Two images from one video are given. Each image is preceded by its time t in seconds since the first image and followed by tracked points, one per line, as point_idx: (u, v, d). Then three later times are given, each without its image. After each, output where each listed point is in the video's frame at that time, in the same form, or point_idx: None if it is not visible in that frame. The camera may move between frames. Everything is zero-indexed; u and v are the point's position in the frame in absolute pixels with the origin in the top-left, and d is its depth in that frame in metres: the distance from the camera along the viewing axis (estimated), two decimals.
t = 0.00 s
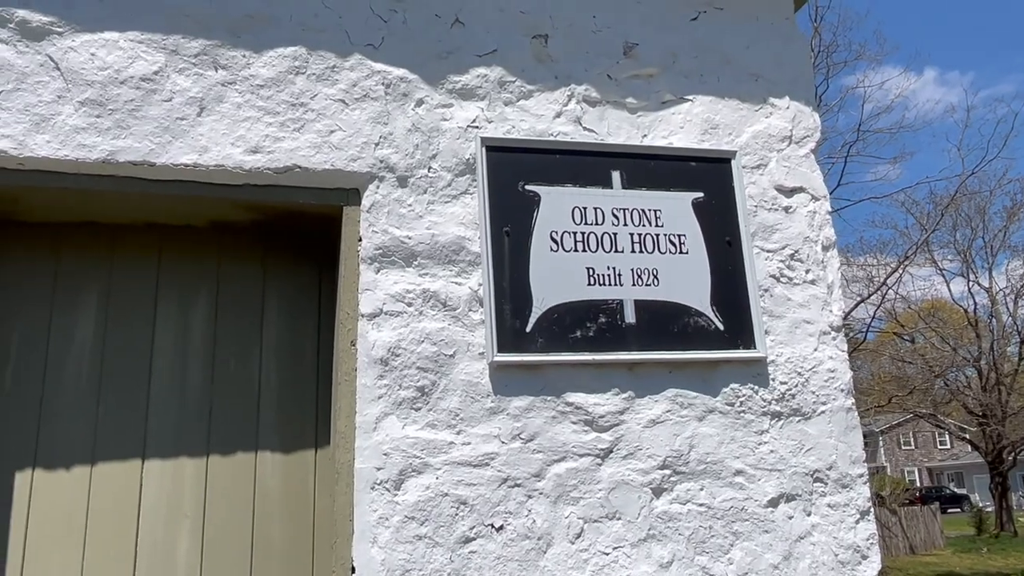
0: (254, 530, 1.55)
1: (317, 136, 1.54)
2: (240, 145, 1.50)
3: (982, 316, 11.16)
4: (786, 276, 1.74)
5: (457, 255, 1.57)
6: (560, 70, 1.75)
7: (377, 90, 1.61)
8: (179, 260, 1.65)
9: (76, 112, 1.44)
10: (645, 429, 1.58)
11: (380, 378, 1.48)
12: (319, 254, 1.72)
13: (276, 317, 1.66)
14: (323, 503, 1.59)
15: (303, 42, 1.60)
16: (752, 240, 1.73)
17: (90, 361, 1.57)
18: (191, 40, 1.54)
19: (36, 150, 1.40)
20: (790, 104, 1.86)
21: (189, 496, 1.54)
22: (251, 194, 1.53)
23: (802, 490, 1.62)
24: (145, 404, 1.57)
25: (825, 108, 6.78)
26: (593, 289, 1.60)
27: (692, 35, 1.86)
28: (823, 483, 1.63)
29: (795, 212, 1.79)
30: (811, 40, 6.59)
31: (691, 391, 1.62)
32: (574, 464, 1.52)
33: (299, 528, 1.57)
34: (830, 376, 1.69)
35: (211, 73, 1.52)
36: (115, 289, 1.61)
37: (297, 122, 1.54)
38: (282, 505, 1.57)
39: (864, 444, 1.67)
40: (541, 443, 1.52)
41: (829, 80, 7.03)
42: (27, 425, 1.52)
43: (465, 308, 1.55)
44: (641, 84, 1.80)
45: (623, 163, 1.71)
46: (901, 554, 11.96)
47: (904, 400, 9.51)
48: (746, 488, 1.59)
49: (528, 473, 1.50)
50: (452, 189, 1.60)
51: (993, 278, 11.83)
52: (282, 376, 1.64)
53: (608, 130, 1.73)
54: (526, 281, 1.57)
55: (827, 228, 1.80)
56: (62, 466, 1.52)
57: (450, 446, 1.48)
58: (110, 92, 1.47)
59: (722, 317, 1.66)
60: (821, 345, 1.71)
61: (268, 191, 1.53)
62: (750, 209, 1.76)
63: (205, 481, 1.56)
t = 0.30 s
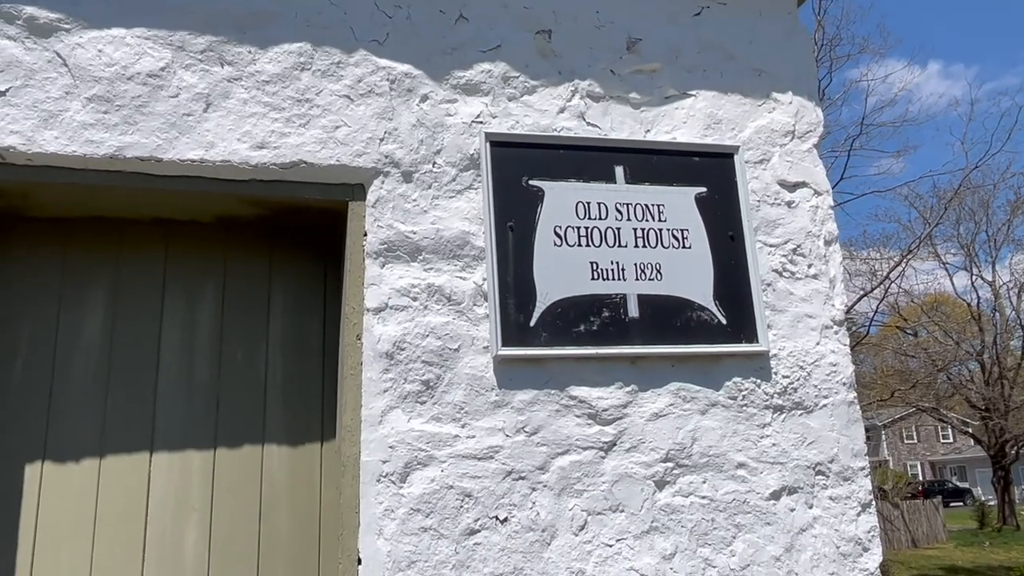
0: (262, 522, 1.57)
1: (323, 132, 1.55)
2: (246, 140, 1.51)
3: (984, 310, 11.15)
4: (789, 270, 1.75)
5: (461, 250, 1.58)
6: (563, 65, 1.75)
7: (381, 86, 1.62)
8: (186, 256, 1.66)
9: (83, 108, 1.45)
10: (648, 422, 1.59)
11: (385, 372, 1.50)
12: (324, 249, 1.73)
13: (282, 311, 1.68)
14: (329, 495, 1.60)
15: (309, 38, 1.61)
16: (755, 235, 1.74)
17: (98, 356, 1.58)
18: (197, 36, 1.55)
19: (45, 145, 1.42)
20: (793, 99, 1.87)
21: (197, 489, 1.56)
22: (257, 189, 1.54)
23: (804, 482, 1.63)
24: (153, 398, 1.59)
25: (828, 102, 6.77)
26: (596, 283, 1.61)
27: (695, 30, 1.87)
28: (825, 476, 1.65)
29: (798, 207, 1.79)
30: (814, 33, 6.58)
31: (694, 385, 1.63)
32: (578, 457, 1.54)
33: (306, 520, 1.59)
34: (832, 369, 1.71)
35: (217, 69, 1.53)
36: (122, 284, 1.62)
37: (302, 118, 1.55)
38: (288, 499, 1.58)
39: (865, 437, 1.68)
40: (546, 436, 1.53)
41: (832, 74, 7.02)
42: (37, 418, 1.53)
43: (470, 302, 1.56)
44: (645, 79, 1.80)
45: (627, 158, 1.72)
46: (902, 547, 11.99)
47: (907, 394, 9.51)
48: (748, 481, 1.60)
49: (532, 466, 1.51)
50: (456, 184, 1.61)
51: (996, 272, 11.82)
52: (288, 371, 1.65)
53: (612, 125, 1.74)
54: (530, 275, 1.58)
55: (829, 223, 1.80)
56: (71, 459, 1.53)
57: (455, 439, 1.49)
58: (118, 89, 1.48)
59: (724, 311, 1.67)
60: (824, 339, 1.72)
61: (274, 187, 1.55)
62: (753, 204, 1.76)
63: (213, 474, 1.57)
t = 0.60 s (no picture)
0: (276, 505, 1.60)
1: (334, 121, 1.57)
2: (259, 129, 1.53)
3: (988, 297, 11.15)
4: (794, 257, 1.76)
5: (471, 238, 1.60)
6: (571, 54, 1.77)
7: (392, 75, 1.63)
8: (199, 244, 1.69)
9: (99, 98, 1.47)
10: (655, 406, 1.61)
11: (397, 357, 1.52)
12: (335, 238, 1.75)
13: (294, 299, 1.70)
14: (342, 479, 1.63)
15: (320, 28, 1.62)
16: (761, 222, 1.76)
17: (114, 344, 1.61)
18: (210, 26, 1.56)
19: (61, 135, 1.44)
20: (799, 87, 1.88)
21: (212, 472, 1.58)
22: (270, 178, 1.56)
23: (809, 466, 1.66)
24: (169, 384, 1.61)
25: (833, 88, 6.75)
26: (605, 270, 1.63)
27: (702, 18, 1.88)
28: (829, 459, 1.67)
29: (803, 194, 1.81)
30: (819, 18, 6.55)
31: (700, 370, 1.66)
32: (587, 441, 1.56)
33: (319, 503, 1.62)
34: (837, 355, 1.73)
35: (229, 59, 1.55)
36: (137, 272, 1.65)
37: (314, 107, 1.57)
38: (303, 483, 1.61)
39: (870, 421, 1.70)
40: (555, 421, 1.56)
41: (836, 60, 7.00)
42: (55, 405, 1.56)
43: (480, 289, 1.58)
44: (652, 67, 1.82)
45: (634, 146, 1.74)
46: (904, 533, 12.06)
47: (910, 381, 9.53)
48: (754, 464, 1.63)
49: (541, 449, 1.54)
50: (466, 172, 1.63)
51: (1000, 258, 11.81)
52: (301, 358, 1.68)
53: (619, 113, 1.75)
54: (539, 262, 1.61)
55: (835, 210, 1.82)
56: (89, 444, 1.56)
57: (466, 424, 1.52)
58: (132, 78, 1.50)
59: (731, 297, 1.69)
60: (829, 325, 1.74)
61: (286, 175, 1.57)
62: (759, 191, 1.78)
63: (228, 459, 1.60)
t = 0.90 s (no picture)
0: (308, 476, 1.65)
1: (361, 103, 1.61)
2: (289, 112, 1.57)
3: (996, 276, 11.14)
4: (809, 235, 1.80)
5: (495, 217, 1.65)
6: (591, 36, 1.80)
7: (416, 58, 1.67)
8: (229, 225, 1.73)
9: (134, 82, 1.51)
10: (674, 380, 1.66)
11: (425, 333, 1.57)
12: (361, 217, 1.79)
13: (322, 277, 1.75)
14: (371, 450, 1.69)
15: (347, 12, 1.66)
16: (777, 200, 1.79)
17: (150, 322, 1.66)
18: (239, 11, 1.60)
19: (99, 118, 1.48)
20: (814, 68, 1.91)
21: (246, 445, 1.64)
22: (300, 160, 1.60)
23: (823, 438, 1.71)
24: (203, 360, 1.67)
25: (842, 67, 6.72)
26: (625, 248, 1.67)
27: None
28: (842, 432, 1.72)
29: (818, 173, 1.84)
30: None
31: (718, 345, 1.70)
32: (608, 414, 1.61)
33: (349, 474, 1.67)
34: (850, 331, 1.77)
35: (259, 43, 1.59)
36: (170, 252, 1.70)
37: (342, 90, 1.61)
38: (333, 456, 1.67)
39: (882, 395, 1.75)
40: (577, 394, 1.61)
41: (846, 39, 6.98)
42: (95, 379, 1.62)
43: (504, 267, 1.63)
44: (670, 49, 1.84)
45: (653, 126, 1.77)
46: (910, 511, 12.15)
47: (917, 360, 9.56)
48: (770, 436, 1.68)
49: (564, 422, 1.59)
50: (490, 153, 1.67)
51: (1008, 238, 11.78)
52: (329, 336, 1.73)
53: (638, 95, 1.79)
54: (561, 241, 1.65)
55: (849, 188, 1.86)
56: (128, 417, 1.62)
57: (492, 397, 1.57)
58: (166, 63, 1.54)
59: (747, 274, 1.74)
60: (843, 302, 1.78)
61: (315, 157, 1.61)
62: (775, 170, 1.82)
63: (261, 433, 1.66)
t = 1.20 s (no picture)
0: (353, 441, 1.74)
1: (402, 84, 1.67)
2: (333, 93, 1.63)
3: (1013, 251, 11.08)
4: (834, 209, 1.85)
5: (530, 193, 1.71)
6: (621, 16, 1.84)
7: (454, 39, 1.72)
8: (274, 202, 1.80)
9: (187, 65, 1.58)
10: (703, 349, 1.73)
11: (465, 305, 1.64)
12: (399, 193, 1.86)
13: (363, 252, 1.82)
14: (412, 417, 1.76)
15: None
16: (803, 175, 1.85)
17: (202, 296, 1.74)
18: None
19: (155, 100, 1.56)
20: (839, 45, 1.95)
21: (294, 412, 1.72)
22: (344, 139, 1.67)
23: (846, 405, 1.77)
24: (252, 331, 1.75)
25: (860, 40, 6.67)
26: (655, 223, 1.73)
27: None
28: (865, 399, 1.79)
29: (843, 148, 1.89)
30: None
31: (745, 316, 1.77)
32: (640, 381, 1.69)
33: (392, 439, 1.75)
34: (874, 302, 1.83)
35: (304, 26, 1.65)
36: (219, 228, 1.77)
37: (383, 71, 1.67)
38: (377, 424, 1.75)
39: (904, 363, 1.81)
40: (610, 363, 1.68)
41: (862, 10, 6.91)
42: (151, 350, 1.70)
43: (539, 241, 1.70)
44: (698, 28, 1.89)
45: (683, 104, 1.82)
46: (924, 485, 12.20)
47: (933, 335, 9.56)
48: (795, 403, 1.75)
49: (598, 389, 1.67)
50: (525, 131, 1.73)
51: None
52: (372, 309, 1.80)
53: (668, 73, 1.83)
54: (594, 215, 1.71)
55: (873, 163, 1.90)
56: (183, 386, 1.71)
57: (529, 365, 1.64)
58: (216, 46, 1.60)
59: (774, 247, 1.79)
60: (866, 274, 1.84)
61: (358, 136, 1.67)
62: (801, 146, 1.87)
63: (308, 402, 1.74)
